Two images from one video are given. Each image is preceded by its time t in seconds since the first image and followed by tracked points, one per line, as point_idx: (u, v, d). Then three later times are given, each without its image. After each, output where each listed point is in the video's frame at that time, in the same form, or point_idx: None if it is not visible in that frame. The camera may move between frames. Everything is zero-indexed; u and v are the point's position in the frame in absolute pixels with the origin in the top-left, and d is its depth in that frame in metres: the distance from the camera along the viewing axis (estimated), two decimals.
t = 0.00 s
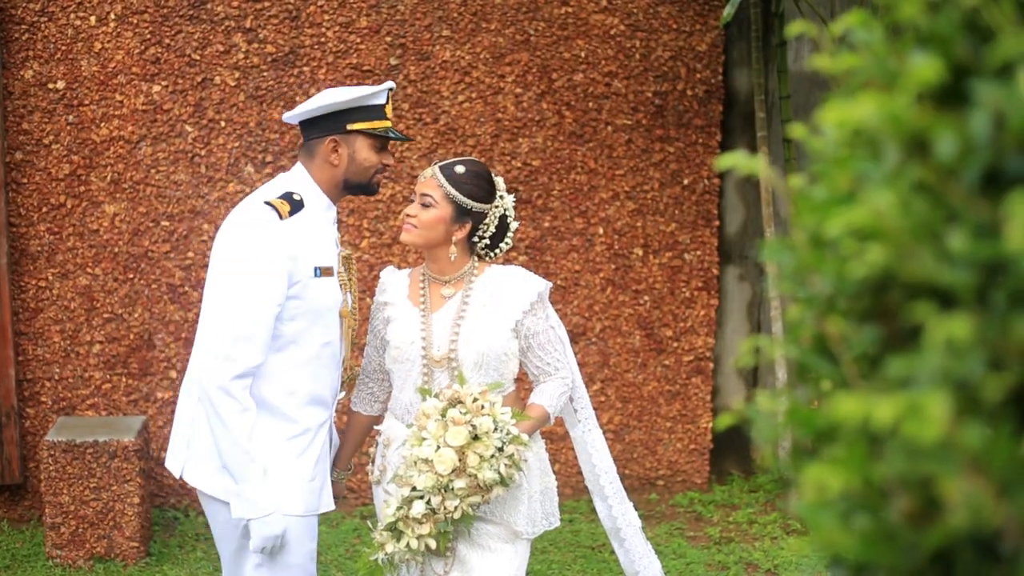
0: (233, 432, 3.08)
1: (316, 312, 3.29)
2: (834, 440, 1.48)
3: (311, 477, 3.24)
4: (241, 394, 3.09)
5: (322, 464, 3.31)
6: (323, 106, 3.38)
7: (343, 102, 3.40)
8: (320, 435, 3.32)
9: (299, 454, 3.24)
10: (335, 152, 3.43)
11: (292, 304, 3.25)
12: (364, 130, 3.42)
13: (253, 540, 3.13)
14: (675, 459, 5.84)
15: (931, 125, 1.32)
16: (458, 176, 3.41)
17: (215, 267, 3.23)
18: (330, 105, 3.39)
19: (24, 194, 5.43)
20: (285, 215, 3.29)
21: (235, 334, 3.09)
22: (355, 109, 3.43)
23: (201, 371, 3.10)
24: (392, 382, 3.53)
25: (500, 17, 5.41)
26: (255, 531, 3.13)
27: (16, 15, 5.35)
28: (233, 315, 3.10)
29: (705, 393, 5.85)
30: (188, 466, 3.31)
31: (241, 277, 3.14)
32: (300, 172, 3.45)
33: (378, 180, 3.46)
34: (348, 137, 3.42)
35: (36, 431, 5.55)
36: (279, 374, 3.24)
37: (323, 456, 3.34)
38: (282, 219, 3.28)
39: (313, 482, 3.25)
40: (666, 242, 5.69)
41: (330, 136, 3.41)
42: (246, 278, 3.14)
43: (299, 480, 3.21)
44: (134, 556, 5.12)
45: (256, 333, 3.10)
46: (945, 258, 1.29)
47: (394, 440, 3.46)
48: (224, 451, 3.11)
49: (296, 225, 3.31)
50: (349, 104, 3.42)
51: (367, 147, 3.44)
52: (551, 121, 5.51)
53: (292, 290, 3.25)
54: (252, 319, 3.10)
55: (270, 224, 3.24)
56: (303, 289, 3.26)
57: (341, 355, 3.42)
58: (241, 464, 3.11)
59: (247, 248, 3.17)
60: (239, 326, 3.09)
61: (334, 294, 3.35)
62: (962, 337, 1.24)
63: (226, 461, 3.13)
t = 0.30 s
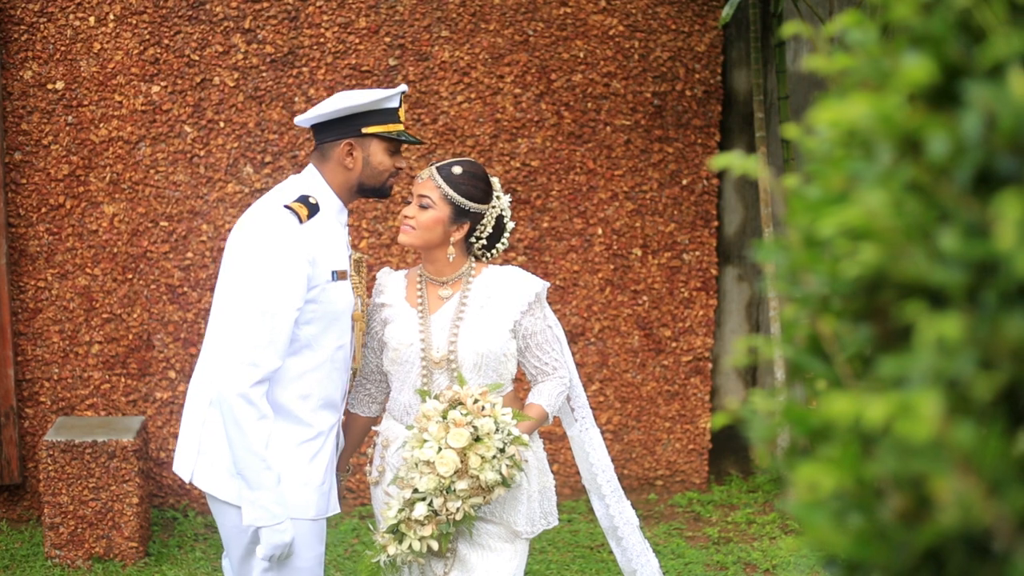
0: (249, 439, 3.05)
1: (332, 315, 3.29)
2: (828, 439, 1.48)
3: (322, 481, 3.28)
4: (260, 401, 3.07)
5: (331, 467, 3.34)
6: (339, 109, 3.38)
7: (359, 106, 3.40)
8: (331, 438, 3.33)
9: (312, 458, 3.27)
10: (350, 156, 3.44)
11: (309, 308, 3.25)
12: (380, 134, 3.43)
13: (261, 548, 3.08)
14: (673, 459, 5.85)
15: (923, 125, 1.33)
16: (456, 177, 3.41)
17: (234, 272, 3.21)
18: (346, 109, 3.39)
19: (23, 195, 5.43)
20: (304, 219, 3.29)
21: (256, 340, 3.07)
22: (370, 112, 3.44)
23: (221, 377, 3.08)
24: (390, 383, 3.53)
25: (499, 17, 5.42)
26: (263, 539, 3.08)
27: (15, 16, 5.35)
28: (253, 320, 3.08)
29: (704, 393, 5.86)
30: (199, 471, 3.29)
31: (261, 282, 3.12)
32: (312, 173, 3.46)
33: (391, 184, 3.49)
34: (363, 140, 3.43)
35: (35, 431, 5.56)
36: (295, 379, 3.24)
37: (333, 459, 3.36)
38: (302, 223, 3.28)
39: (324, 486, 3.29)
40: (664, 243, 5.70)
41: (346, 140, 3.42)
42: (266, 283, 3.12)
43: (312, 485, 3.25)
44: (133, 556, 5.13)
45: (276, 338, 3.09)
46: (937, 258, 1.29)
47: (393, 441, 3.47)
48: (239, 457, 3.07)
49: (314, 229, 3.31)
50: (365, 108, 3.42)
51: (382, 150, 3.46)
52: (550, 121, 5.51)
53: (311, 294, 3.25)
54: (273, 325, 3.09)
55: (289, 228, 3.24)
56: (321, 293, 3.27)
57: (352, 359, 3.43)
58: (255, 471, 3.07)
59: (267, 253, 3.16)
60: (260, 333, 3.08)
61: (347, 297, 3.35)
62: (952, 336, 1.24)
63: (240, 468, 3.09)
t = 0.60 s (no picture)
0: (260, 441, 3.06)
1: (339, 316, 3.30)
2: (820, 438, 1.48)
3: (328, 482, 3.31)
4: (271, 403, 3.08)
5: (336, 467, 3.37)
6: (349, 110, 3.37)
7: (368, 106, 3.40)
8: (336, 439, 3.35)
9: (318, 459, 3.28)
10: (358, 156, 3.44)
11: (318, 309, 3.25)
12: (387, 135, 3.43)
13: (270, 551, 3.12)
14: (671, 458, 5.86)
15: (913, 125, 1.33)
16: (452, 177, 3.41)
17: (243, 273, 3.21)
18: (355, 109, 3.39)
19: (21, 194, 5.43)
20: (315, 219, 3.29)
21: (267, 342, 3.08)
22: (379, 113, 3.43)
23: (231, 378, 3.09)
24: (386, 383, 3.54)
25: (497, 16, 5.42)
26: (272, 542, 3.12)
27: (13, 15, 5.34)
28: (264, 322, 3.09)
29: (702, 392, 5.86)
30: (204, 472, 3.29)
31: (272, 283, 3.12)
32: (319, 172, 3.45)
33: (400, 185, 3.48)
34: (371, 141, 3.43)
35: (34, 430, 5.57)
36: (303, 380, 3.25)
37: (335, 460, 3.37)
38: (312, 224, 3.28)
39: (329, 486, 3.32)
40: (662, 242, 5.70)
41: (353, 140, 3.42)
42: (277, 285, 3.12)
43: (319, 486, 3.27)
44: (130, 556, 5.14)
45: (287, 341, 3.10)
46: (928, 257, 1.30)
47: (390, 441, 3.48)
48: (249, 459, 3.08)
49: (322, 230, 3.31)
50: (373, 108, 3.41)
51: (390, 151, 3.45)
52: (548, 120, 5.52)
53: (320, 295, 3.25)
54: (283, 327, 3.10)
55: (299, 229, 3.24)
56: (330, 294, 3.27)
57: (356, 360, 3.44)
58: (265, 474, 3.08)
59: (277, 254, 3.16)
60: (272, 336, 3.09)
61: (354, 298, 3.35)
62: (941, 335, 1.24)
63: (250, 470, 3.10)
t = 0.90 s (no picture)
0: (266, 443, 3.06)
1: (343, 318, 3.30)
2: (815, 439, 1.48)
3: (331, 484, 3.31)
4: (277, 406, 3.07)
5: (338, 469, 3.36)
6: (354, 111, 3.37)
7: (372, 107, 3.40)
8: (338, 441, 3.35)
9: (322, 462, 3.28)
10: (361, 158, 3.43)
11: (322, 311, 3.25)
12: (391, 136, 3.43)
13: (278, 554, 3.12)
14: (670, 458, 5.85)
15: (905, 125, 1.33)
16: (450, 178, 3.41)
17: (247, 274, 3.21)
18: (360, 110, 3.39)
19: (20, 194, 5.43)
20: (319, 221, 3.28)
21: (272, 345, 3.07)
22: (383, 115, 3.43)
23: (236, 381, 3.08)
24: (383, 385, 3.53)
25: (496, 17, 5.42)
26: (280, 544, 3.12)
27: (11, 16, 5.34)
28: (269, 324, 3.08)
29: (701, 393, 5.86)
30: (206, 475, 3.28)
31: (276, 285, 3.12)
32: (322, 173, 3.45)
33: (401, 186, 3.48)
34: (375, 142, 3.42)
35: (33, 431, 5.56)
36: (307, 382, 3.25)
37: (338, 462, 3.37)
38: (315, 226, 3.28)
39: (332, 488, 3.32)
40: (661, 242, 5.70)
41: (358, 142, 3.41)
42: (282, 288, 3.12)
43: (322, 490, 3.26)
44: (130, 556, 5.14)
45: (292, 343, 3.10)
46: (920, 257, 1.29)
47: (387, 443, 3.47)
48: (256, 461, 3.08)
49: (326, 232, 3.31)
50: (377, 110, 3.42)
51: (392, 152, 3.44)
52: (546, 121, 5.52)
53: (324, 297, 3.25)
54: (288, 329, 3.10)
55: (303, 231, 3.24)
56: (334, 296, 3.27)
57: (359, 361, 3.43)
58: (271, 476, 3.08)
59: (282, 256, 3.16)
60: (277, 339, 3.08)
61: (357, 300, 3.34)
62: (931, 336, 1.24)
63: (257, 472, 3.10)
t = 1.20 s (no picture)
0: (265, 444, 3.05)
1: (341, 319, 3.29)
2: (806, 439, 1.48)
3: (329, 486, 3.30)
4: (276, 407, 3.07)
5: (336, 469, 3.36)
6: (354, 111, 3.37)
7: (373, 108, 3.40)
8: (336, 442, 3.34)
9: (320, 463, 3.28)
10: (361, 159, 3.43)
11: (320, 312, 3.25)
12: (391, 137, 3.43)
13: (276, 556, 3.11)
14: (669, 458, 5.85)
15: (893, 125, 1.33)
16: (447, 178, 3.40)
17: (246, 276, 3.20)
18: (360, 111, 3.38)
19: (19, 194, 5.43)
20: (318, 222, 3.28)
21: (271, 346, 3.07)
22: (383, 115, 3.42)
23: (235, 382, 3.08)
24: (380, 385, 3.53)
25: (495, 17, 5.41)
26: (278, 546, 3.11)
27: (10, 15, 5.34)
28: (269, 324, 3.08)
29: (700, 393, 5.86)
30: (204, 476, 3.28)
31: (277, 287, 3.12)
32: (322, 173, 3.45)
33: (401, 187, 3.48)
34: (375, 142, 3.42)
35: (32, 430, 5.56)
36: (306, 383, 3.24)
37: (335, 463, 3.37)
38: (315, 227, 3.28)
39: (330, 489, 3.32)
40: (660, 242, 5.70)
41: (357, 143, 3.41)
42: (281, 288, 3.12)
43: (320, 491, 3.26)
44: (128, 556, 5.14)
45: (291, 344, 3.10)
46: (908, 258, 1.29)
47: (384, 443, 3.47)
48: (254, 463, 3.08)
49: (325, 233, 3.30)
50: (377, 111, 3.41)
51: (392, 152, 3.44)
52: (545, 121, 5.52)
53: (322, 298, 3.24)
54: (287, 330, 3.10)
55: (302, 232, 3.23)
56: (332, 297, 3.26)
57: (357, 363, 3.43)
58: (271, 477, 3.08)
59: (281, 257, 3.16)
60: (276, 340, 3.08)
61: (356, 301, 3.33)
62: (918, 338, 1.24)
63: (256, 473, 3.10)
